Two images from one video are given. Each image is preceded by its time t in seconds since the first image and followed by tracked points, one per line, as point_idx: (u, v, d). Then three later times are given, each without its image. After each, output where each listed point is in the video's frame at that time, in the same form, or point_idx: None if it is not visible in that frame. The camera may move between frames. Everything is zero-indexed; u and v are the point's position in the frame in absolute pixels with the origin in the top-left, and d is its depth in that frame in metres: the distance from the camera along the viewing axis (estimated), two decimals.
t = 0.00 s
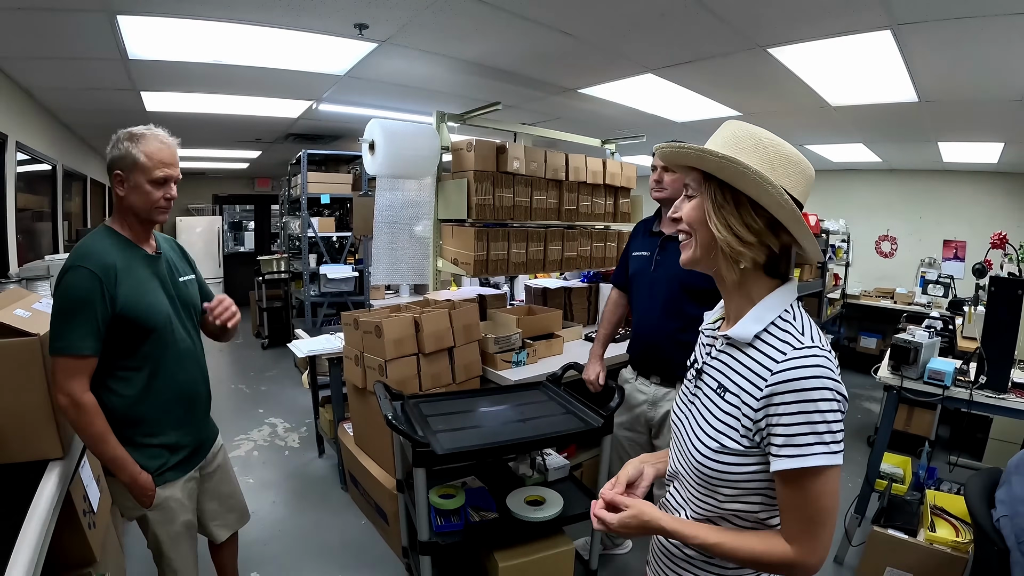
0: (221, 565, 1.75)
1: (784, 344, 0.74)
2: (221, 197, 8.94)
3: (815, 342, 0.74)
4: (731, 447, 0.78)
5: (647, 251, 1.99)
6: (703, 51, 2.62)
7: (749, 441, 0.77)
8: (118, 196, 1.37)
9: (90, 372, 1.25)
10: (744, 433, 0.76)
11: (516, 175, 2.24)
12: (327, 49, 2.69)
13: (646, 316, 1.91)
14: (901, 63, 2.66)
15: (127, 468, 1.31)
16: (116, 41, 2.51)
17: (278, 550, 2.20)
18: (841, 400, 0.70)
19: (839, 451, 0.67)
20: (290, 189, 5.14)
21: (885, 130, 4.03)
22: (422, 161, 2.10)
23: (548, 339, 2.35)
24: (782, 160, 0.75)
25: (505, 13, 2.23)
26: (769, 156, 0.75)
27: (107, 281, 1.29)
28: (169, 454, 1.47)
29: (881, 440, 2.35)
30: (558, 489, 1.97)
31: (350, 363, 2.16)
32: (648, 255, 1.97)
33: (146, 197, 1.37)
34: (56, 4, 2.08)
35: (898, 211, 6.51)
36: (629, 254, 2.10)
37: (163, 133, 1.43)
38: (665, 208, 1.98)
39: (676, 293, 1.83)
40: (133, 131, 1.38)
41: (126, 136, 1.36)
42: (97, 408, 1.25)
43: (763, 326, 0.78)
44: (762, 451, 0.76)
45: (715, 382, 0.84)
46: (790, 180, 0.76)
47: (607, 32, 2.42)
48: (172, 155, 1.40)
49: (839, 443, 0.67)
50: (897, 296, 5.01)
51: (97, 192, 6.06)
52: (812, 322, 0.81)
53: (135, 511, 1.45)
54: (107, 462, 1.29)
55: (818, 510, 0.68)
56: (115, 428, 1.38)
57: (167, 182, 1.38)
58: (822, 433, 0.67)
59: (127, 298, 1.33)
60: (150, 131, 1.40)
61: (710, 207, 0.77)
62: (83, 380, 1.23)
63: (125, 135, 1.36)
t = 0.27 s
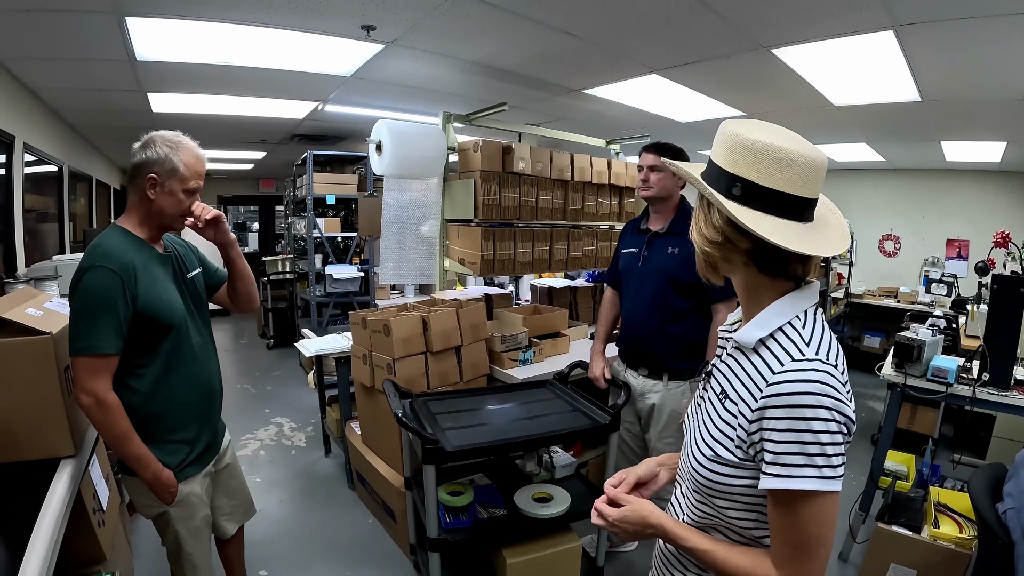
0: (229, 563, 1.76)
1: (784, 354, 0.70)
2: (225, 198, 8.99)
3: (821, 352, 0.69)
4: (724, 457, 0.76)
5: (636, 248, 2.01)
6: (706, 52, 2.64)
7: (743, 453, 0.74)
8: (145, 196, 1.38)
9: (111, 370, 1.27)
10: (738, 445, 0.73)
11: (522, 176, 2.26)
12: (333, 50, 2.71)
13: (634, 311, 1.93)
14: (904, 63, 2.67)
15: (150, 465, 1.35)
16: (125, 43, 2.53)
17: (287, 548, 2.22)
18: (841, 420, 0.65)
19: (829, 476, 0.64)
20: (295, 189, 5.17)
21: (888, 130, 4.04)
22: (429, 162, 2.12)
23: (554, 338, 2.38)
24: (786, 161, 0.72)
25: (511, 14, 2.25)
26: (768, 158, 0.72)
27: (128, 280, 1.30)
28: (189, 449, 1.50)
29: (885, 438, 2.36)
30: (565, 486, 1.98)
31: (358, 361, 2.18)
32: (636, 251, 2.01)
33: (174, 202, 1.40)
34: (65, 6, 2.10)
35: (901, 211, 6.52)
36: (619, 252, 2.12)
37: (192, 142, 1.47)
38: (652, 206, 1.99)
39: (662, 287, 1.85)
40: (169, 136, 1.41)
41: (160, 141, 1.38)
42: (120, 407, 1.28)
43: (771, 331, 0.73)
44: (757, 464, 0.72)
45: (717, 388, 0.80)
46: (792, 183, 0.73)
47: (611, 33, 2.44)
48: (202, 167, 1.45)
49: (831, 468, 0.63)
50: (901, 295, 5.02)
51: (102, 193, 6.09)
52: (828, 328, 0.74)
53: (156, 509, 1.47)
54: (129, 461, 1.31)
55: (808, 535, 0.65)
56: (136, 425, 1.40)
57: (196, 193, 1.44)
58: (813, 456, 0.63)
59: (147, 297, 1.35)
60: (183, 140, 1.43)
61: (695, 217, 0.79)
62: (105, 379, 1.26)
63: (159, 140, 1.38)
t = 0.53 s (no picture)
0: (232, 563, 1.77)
1: (780, 364, 0.68)
2: (230, 200, 9.04)
3: (817, 362, 0.66)
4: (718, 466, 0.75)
5: (627, 248, 2.01)
6: (712, 53, 2.65)
7: (737, 463, 0.73)
8: (166, 196, 1.40)
9: (136, 371, 1.28)
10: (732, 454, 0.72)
11: (528, 177, 2.27)
12: (340, 52, 2.73)
13: (628, 310, 1.94)
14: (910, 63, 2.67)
15: (172, 463, 1.36)
16: (133, 45, 2.55)
17: (294, 547, 2.23)
18: (834, 436, 0.63)
19: (819, 494, 0.62)
20: (301, 191, 5.20)
21: (893, 130, 4.04)
22: (436, 163, 2.13)
23: (560, 338, 2.39)
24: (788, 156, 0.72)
25: (517, 17, 2.26)
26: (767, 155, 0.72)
27: (155, 281, 1.32)
28: (204, 445, 1.52)
29: (890, 439, 2.36)
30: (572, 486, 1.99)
31: (365, 362, 2.20)
32: (628, 252, 2.00)
33: (195, 205, 1.44)
34: (75, 8, 2.12)
35: (906, 211, 6.51)
36: (609, 255, 2.12)
37: (209, 146, 1.50)
38: (640, 208, 1.98)
39: (656, 285, 1.86)
40: (195, 141, 1.44)
41: (183, 145, 1.41)
42: (145, 405, 1.29)
43: (766, 340, 0.71)
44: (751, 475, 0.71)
45: (718, 395, 0.79)
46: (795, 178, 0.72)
47: (617, 35, 2.45)
48: (218, 171, 1.49)
49: (822, 485, 0.62)
50: (906, 295, 5.02)
51: (108, 194, 6.13)
52: (832, 336, 0.72)
53: (171, 506, 1.47)
54: (153, 460, 1.33)
55: (803, 556, 0.64)
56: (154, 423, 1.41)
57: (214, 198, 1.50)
58: (802, 470, 0.62)
59: (171, 298, 1.37)
60: (203, 144, 1.46)
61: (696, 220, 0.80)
62: (131, 379, 1.27)
63: (183, 143, 1.41)
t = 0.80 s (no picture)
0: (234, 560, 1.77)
1: (797, 372, 0.67)
2: (237, 200, 9.08)
3: (834, 370, 0.66)
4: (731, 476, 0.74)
5: (632, 251, 1.99)
6: (720, 54, 2.64)
7: (751, 473, 0.72)
8: (174, 196, 1.40)
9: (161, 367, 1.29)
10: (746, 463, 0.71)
11: (536, 178, 2.27)
12: (348, 53, 2.74)
13: (636, 312, 1.93)
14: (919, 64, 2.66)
15: (195, 453, 1.39)
16: (142, 46, 2.56)
17: (301, 547, 2.24)
18: (856, 444, 0.62)
19: (842, 503, 0.61)
20: (308, 192, 5.21)
21: (902, 131, 4.02)
22: (444, 164, 2.13)
23: (568, 340, 2.39)
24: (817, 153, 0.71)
25: (526, 18, 2.26)
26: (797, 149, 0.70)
27: (180, 281, 1.33)
28: (220, 436, 1.54)
29: (897, 442, 2.33)
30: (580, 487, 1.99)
31: (373, 362, 2.20)
32: (633, 255, 1.98)
33: (201, 203, 1.43)
34: (87, 9, 2.13)
35: (913, 213, 6.48)
36: (612, 258, 2.10)
37: (216, 145, 1.49)
38: (643, 211, 1.99)
39: (665, 285, 1.86)
40: (198, 140, 1.44)
41: (189, 144, 1.41)
42: (167, 399, 1.30)
43: (782, 347, 0.71)
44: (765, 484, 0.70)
45: (727, 403, 0.78)
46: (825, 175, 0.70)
47: (626, 36, 2.45)
48: (225, 168, 1.47)
49: (843, 494, 0.61)
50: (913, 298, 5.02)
51: (116, 194, 6.17)
52: (843, 342, 0.71)
53: (190, 501, 1.48)
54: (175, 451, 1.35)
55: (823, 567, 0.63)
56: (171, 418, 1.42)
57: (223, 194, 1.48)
58: (823, 480, 0.61)
59: (193, 296, 1.38)
60: (209, 142, 1.45)
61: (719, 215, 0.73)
62: (155, 375, 1.28)
63: (188, 143, 1.41)
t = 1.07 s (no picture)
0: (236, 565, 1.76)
1: (798, 366, 0.68)
2: (243, 205, 9.15)
3: (833, 361, 0.68)
4: (738, 477, 0.73)
5: (653, 258, 1.99)
6: (725, 59, 2.64)
7: (760, 470, 0.71)
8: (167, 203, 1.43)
9: (159, 361, 1.30)
10: (754, 462, 0.71)
11: (542, 183, 2.28)
12: (354, 58, 2.75)
13: (655, 320, 1.91)
14: (924, 68, 2.65)
15: (190, 449, 1.37)
16: (149, 51, 2.58)
17: (306, 552, 2.24)
18: (862, 429, 0.63)
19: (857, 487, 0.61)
20: (314, 196, 5.24)
21: (907, 135, 4.01)
22: (449, 169, 2.14)
23: (574, 344, 2.40)
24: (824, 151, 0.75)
25: (531, 23, 2.27)
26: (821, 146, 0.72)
27: (180, 280, 1.34)
28: (220, 436, 1.52)
29: (904, 445, 2.33)
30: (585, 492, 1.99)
31: (379, 367, 2.20)
32: (652, 261, 1.99)
33: (184, 206, 1.42)
34: (97, 16, 2.15)
35: (919, 216, 6.46)
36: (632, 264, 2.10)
37: (210, 149, 1.48)
38: (665, 216, 1.99)
39: (684, 295, 1.85)
40: (182, 146, 1.43)
41: (176, 151, 1.42)
42: (164, 393, 1.30)
43: (778, 346, 0.72)
44: (774, 481, 0.70)
45: (725, 406, 0.78)
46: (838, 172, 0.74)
47: (631, 41, 2.45)
48: (214, 169, 1.44)
49: (858, 479, 0.61)
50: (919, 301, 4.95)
51: (122, 198, 6.20)
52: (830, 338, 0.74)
53: (189, 496, 1.47)
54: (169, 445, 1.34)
55: (836, 549, 0.63)
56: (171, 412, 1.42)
57: (206, 195, 1.43)
58: (837, 466, 0.62)
59: (195, 297, 1.39)
60: (199, 146, 1.45)
61: (794, 220, 0.72)
62: (153, 368, 1.29)
63: (174, 151, 1.43)
